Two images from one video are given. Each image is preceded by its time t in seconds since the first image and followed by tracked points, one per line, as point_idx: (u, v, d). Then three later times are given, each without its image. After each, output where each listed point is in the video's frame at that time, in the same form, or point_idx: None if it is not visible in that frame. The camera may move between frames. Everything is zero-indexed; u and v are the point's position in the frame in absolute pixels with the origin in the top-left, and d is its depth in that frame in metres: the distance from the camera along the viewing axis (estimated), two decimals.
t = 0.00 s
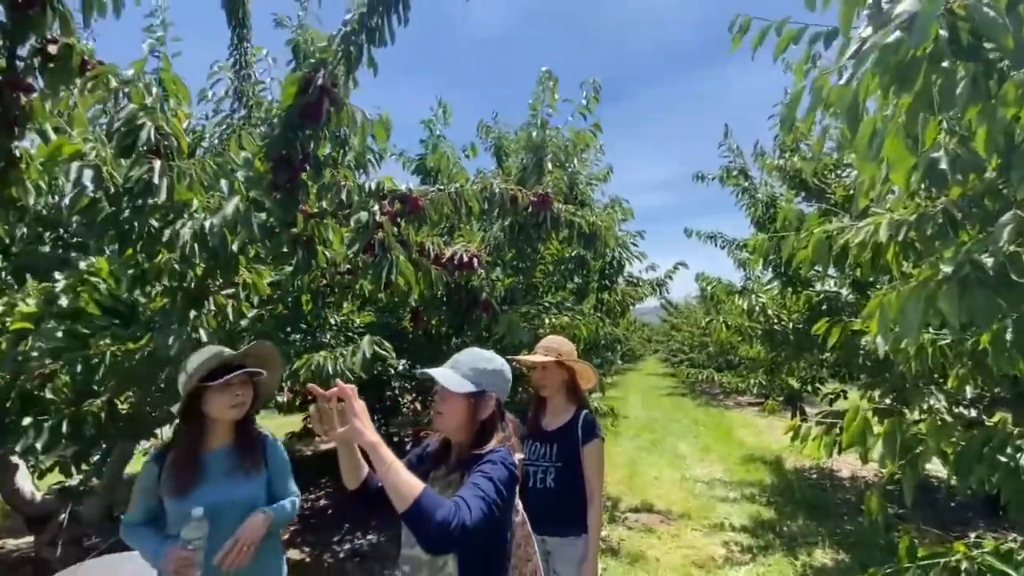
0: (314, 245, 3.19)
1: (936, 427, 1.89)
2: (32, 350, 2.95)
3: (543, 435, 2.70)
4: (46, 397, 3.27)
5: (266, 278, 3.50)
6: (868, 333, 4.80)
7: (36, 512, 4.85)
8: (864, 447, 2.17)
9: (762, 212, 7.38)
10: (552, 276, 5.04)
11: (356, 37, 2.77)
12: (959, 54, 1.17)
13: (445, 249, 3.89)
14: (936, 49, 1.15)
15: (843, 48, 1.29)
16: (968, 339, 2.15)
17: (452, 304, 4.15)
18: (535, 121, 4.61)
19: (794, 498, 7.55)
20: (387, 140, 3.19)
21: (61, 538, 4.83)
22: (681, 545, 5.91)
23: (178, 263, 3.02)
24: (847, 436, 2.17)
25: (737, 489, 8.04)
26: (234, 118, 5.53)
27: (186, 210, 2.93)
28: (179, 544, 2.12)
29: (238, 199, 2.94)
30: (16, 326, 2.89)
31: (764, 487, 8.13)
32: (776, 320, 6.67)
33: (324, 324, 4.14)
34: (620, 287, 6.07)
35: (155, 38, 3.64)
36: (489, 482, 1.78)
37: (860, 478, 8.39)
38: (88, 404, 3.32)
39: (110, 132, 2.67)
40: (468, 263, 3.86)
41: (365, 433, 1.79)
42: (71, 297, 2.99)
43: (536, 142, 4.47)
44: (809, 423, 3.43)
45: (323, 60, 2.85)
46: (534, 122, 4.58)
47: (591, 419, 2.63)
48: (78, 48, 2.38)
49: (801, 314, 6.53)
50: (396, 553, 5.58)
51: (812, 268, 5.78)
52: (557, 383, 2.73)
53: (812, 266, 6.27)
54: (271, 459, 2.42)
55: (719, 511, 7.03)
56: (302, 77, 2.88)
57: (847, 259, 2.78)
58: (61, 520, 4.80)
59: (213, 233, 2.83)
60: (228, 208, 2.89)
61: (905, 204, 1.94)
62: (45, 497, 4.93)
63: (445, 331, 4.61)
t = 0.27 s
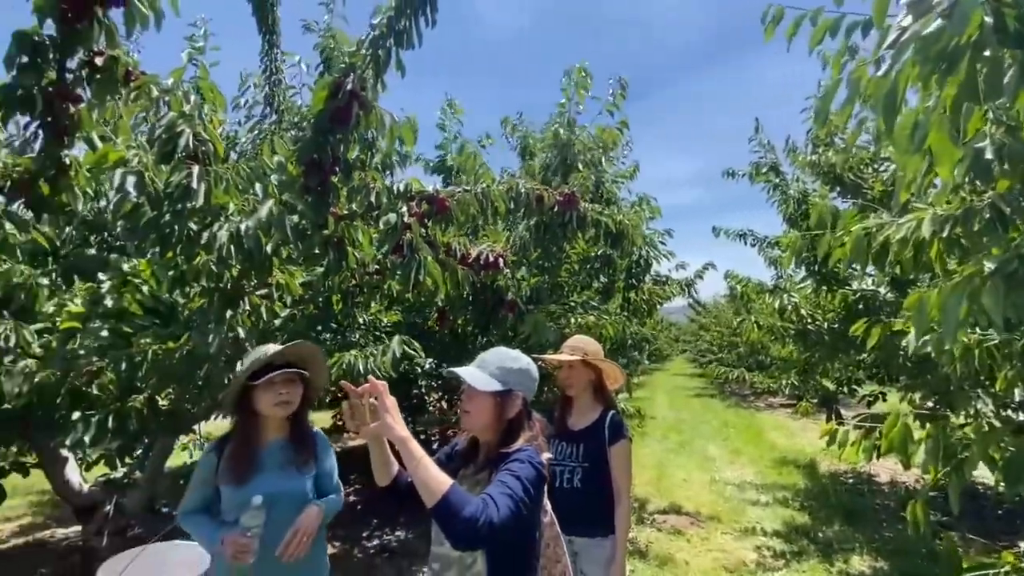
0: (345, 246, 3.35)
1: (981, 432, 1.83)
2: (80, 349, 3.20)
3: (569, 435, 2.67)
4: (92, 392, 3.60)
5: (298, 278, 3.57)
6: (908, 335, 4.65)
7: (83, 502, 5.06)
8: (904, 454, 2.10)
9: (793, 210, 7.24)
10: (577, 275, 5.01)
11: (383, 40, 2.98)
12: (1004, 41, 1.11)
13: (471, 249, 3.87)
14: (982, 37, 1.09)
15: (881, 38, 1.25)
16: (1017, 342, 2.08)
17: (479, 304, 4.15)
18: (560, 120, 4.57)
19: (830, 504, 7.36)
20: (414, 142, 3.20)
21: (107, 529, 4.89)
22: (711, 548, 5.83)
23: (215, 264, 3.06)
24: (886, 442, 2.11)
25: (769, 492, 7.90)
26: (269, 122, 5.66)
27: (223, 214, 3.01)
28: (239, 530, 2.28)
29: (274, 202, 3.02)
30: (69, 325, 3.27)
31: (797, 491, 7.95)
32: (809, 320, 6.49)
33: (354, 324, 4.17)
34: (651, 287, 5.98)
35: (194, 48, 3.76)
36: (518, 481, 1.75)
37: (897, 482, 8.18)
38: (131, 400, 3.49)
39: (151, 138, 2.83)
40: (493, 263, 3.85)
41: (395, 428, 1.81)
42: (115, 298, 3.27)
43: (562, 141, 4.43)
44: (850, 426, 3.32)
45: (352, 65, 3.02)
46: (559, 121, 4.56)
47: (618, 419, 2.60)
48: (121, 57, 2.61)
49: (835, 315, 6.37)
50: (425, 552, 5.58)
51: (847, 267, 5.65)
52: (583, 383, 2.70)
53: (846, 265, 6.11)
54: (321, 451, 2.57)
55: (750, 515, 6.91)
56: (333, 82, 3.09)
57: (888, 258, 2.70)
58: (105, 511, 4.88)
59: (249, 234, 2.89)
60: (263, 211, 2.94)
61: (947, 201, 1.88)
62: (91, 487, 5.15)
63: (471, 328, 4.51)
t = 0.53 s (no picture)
0: (373, 248, 3.37)
1: None
2: (122, 348, 3.60)
3: (596, 437, 2.64)
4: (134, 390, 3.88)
5: (327, 280, 3.73)
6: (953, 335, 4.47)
7: (127, 496, 5.09)
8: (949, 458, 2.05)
9: (825, 207, 7.09)
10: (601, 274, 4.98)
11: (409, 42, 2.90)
12: None
13: (496, 249, 3.86)
14: None
15: (925, 27, 1.22)
16: None
17: (504, 303, 4.14)
18: (583, 118, 4.53)
19: (867, 509, 7.15)
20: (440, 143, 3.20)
21: (146, 522, 4.87)
22: (741, 554, 5.72)
23: (248, 267, 3.27)
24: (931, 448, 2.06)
25: (802, 497, 7.73)
26: (299, 127, 5.75)
27: (256, 218, 3.18)
28: (275, 525, 2.40)
29: (305, 205, 3.11)
30: (111, 326, 3.77)
31: (831, 496, 7.74)
32: (842, 319, 6.30)
33: (380, 324, 4.16)
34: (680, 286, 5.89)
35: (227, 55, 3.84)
36: (546, 485, 1.72)
37: (936, 487, 7.94)
38: (169, 398, 3.83)
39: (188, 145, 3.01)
40: (519, 263, 3.83)
41: (424, 429, 1.79)
42: (154, 300, 3.69)
43: (586, 139, 4.38)
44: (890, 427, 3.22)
45: (378, 69, 3.02)
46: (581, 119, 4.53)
47: (645, 421, 2.56)
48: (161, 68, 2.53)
49: (872, 315, 6.19)
50: (454, 551, 5.56)
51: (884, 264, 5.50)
52: (610, 384, 2.67)
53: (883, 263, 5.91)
54: (356, 451, 2.67)
55: (783, 521, 6.76)
56: (360, 86, 3.08)
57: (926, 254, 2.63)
58: (145, 505, 4.87)
59: (281, 237, 3.04)
60: (294, 215, 3.07)
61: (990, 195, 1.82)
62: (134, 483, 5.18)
63: (495, 328, 4.51)
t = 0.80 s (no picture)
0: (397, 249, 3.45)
1: None
2: (157, 349, 3.63)
3: (623, 439, 2.60)
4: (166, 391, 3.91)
5: (354, 280, 3.77)
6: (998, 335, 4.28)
7: (162, 492, 5.04)
8: (998, 463, 1.99)
9: (858, 202, 6.91)
10: (626, 274, 4.93)
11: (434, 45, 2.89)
12: None
13: (519, 250, 3.84)
14: None
15: (967, 16, 1.20)
16: None
17: (528, 303, 4.12)
18: (605, 115, 4.49)
19: (905, 515, 6.93)
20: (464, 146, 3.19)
21: (181, 517, 4.87)
22: (772, 560, 5.61)
23: (277, 269, 3.42)
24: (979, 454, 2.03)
25: (836, 502, 7.55)
26: (325, 131, 5.81)
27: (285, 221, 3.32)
28: (298, 525, 2.41)
29: (332, 205, 3.14)
30: (147, 327, 3.82)
31: (867, 502, 7.53)
32: (877, 318, 6.15)
33: (405, 324, 4.18)
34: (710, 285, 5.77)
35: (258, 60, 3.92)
36: (572, 490, 1.69)
37: (975, 492, 7.70)
38: (200, 397, 3.97)
39: (219, 152, 3.15)
40: (542, 263, 3.80)
41: (449, 431, 1.77)
42: (187, 301, 3.89)
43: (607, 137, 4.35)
44: (935, 434, 3.08)
45: (404, 72, 3.02)
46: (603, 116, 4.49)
47: (674, 424, 2.51)
48: (190, 76, 2.62)
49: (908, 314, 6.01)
50: (478, 551, 5.53)
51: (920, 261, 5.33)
52: (638, 386, 2.62)
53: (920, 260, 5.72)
54: (382, 453, 2.65)
55: (815, 527, 6.61)
56: (385, 89, 3.06)
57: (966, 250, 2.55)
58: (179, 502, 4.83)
59: (309, 238, 3.09)
60: (324, 216, 3.08)
61: None
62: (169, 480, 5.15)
63: (519, 330, 4.56)
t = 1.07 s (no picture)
0: (419, 250, 3.41)
1: None
2: (186, 350, 3.65)
3: (648, 442, 2.55)
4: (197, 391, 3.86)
5: (376, 282, 3.80)
6: None
7: (192, 491, 4.94)
8: None
9: (893, 198, 6.71)
10: (649, 274, 4.87)
11: (455, 46, 2.95)
12: None
13: (542, 250, 3.80)
14: None
15: None
16: None
17: (550, 304, 4.08)
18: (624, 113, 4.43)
19: (943, 522, 6.73)
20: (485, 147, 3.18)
21: (211, 514, 4.78)
22: (803, 568, 5.51)
23: (302, 271, 3.42)
24: None
25: (870, 509, 7.38)
26: (348, 134, 5.82)
27: (309, 223, 3.33)
28: (315, 526, 2.41)
29: (355, 207, 3.15)
30: (177, 328, 3.78)
31: (903, 509, 7.32)
32: (914, 317, 5.88)
33: (427, 324, 4.15)
34: (739, 283, 5.65)
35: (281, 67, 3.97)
36: (598, 496, 1.65)
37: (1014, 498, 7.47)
38: (228, 398, 3.94)
39: (244, 156, 3.19)
40: (563, 264, 3.76)
41: (473, 433, 1.74)
42: (215, 303, 3.96)
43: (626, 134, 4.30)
44: (977, 440, 2.98)
45: (425, 72, 3.06)
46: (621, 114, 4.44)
47: (701, 428, 2.46)
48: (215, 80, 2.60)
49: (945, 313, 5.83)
50: (500, 553, 5.50)
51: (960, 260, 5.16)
52: (664, 388, 2.58)
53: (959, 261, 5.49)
54: (402, 457, 2.62)
55: (848, 534, 6.47)
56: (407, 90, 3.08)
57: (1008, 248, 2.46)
58: (207, 499, 4.74)
59: (332, 241, 3.12)
60: (346, 218, 3.09)
61: None
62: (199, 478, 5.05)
63: (541, 331, 4.53)
